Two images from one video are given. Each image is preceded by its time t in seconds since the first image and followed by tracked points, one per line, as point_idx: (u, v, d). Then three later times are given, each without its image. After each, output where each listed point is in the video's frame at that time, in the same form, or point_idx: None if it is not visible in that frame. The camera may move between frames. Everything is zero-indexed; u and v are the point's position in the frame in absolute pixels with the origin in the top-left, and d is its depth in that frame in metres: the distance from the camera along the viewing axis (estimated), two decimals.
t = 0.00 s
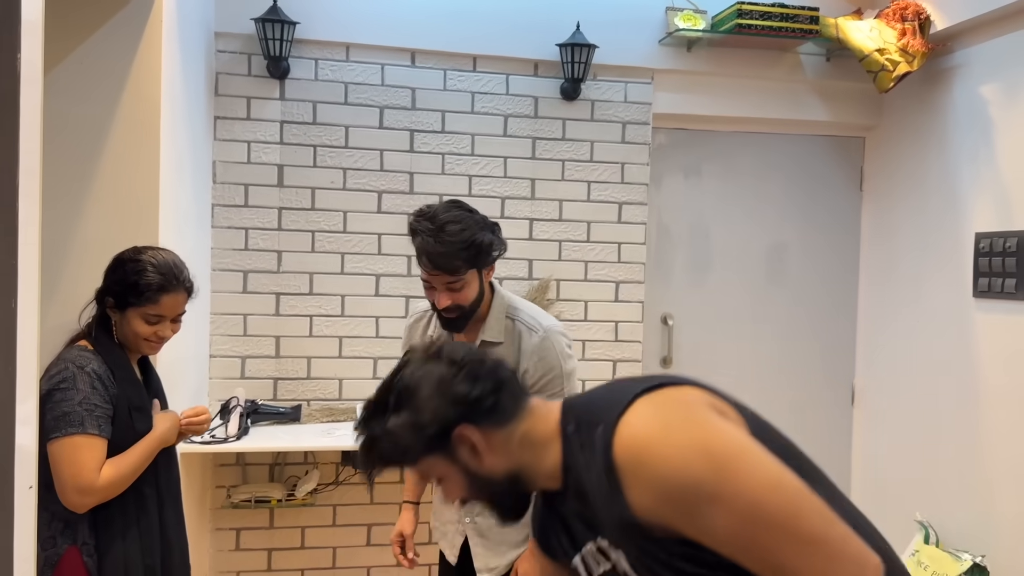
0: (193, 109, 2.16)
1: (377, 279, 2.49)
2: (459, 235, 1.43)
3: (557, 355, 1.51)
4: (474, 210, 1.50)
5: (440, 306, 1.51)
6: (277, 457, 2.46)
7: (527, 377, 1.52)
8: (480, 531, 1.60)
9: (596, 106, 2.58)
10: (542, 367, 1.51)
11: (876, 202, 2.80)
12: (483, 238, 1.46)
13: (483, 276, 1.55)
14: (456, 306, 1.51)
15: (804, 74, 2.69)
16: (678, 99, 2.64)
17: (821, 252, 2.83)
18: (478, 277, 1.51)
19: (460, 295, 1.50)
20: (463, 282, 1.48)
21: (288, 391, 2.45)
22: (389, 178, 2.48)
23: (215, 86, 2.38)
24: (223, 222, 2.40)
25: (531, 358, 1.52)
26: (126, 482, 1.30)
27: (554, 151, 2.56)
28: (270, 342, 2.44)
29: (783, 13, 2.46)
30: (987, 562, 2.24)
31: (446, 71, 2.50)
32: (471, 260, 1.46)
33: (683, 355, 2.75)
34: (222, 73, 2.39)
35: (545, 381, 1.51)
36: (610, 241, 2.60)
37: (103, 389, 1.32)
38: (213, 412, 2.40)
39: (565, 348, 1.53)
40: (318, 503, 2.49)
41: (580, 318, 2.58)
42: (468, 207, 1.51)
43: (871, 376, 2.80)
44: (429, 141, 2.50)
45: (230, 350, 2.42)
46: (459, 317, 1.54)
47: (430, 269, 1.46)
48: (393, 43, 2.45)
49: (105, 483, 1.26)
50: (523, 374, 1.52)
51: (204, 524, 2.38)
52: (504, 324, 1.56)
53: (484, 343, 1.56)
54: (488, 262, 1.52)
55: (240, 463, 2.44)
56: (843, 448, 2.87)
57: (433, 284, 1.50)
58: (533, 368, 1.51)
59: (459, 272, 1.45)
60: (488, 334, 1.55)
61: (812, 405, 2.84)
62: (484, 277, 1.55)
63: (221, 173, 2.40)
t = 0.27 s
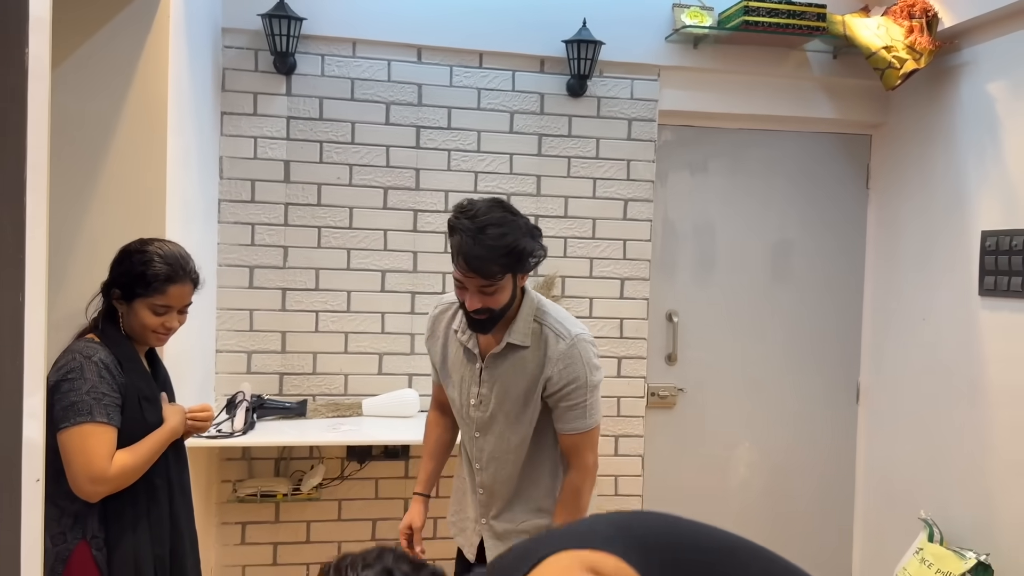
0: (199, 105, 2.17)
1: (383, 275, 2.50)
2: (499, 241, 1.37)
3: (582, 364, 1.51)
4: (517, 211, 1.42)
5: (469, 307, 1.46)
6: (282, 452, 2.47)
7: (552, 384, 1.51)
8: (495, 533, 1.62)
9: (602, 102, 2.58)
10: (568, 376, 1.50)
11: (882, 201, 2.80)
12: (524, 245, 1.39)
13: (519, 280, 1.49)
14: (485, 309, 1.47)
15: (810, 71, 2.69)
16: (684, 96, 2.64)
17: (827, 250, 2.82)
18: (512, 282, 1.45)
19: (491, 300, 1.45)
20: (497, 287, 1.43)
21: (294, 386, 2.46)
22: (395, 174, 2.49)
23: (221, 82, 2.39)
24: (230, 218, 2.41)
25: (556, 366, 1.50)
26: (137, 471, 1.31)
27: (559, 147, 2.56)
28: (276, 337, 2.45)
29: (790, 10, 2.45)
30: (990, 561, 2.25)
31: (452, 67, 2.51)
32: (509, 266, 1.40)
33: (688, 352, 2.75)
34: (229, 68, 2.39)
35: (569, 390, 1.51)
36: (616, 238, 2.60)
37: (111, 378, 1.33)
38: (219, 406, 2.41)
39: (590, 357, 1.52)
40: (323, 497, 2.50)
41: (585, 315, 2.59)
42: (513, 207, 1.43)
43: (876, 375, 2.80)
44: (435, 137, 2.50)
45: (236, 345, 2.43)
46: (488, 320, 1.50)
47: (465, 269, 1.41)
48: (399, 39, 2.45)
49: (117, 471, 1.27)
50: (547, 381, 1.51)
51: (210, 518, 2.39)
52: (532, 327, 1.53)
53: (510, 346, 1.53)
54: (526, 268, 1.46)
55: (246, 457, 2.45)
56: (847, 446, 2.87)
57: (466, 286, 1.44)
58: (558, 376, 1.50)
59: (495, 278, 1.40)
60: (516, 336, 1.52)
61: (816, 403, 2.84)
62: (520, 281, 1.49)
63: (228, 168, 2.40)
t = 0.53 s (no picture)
0: (215, 102, 2.20)
1: (395, 271, 2.52)
2: (518, 225, 1.38)
3: (598, 359, 1.50)
4: (543, 200, 1.44)
5: (486, 291, 1.49)
6: (295, 445, 2.50)
7: (566, 378, 1.51)
8: (507, 523, 1.65)
9: (613, 100, 2.59)
10: (582, 370, 1.50)
11: (893, 200, 2.80)
12: (542, 231, 1.41)
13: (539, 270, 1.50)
14: (502, 295, 1.48)
15: (822, 70, 2.69)
16: (695, 94, 2.65)
17: (837, 248, 2.83)
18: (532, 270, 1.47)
19: (509, 286, 1.47)
20: (515, 273, 1.45)
21: (306, 380, 2.49)
22: (407, 171, 2.51)
23: (236, 79, 2.42)
24: (244, 214, 2.44)
25: (571, 359, 1.50)
26: (160, 461, 1.33)
27: (570, 145, 2.58)
28: (289, 332, 2.47)
29: (802, 8, 2.46)
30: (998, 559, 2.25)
31: (464, 65, 2.52)
32: (528, 252, 1.42)
33: (697, 349, 2.77)
34: (244, 66, 2.42)
35: (584, 385, 1.50)
36: (626, 236, 2.61)
37: (135, 369, 1.36)
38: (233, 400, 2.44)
39: (607, 352, 1.51)
40: (335, 490, 2.53)
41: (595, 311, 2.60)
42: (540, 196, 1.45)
43: (885, 373, 2.80)
44: (447, 135, 2.52)
45: (250, 339, 2.46)
46: (505, 307, 1.51)
47: (486, 252, 1.43)
48: (412, 37, 2.47)
49: (141, 461, 1.30)
50: (562, 373, 1.51)
51: (224, 510, 2.43)
52: (551, 319, 1.54)
53: (528, 336, 1.54)
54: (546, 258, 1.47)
55: (259, 450, 2.48)
56: (855, 445, 2.88)
57: (485, 269, 1.46)
58: (572, 370, 1.50)
59: (513, 262, 1.41)
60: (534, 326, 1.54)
61: (825, 401, 2.85)
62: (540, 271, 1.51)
63: (242, 165, 2.43)
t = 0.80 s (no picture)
0: (233, 100, 2.24)
1: (408, 266, 2.56)
2: (531, 200, 1.50)
3: (606, 343, 1.55)
4: (561, 185, 1.57)
5: (498, 266, 1.58)
6: (309, 437, 2.55)
7: (574, 359, 1.55)
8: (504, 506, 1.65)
9: (625, 98, 2.61)
10: (591, 353, 1.55)
11: (904, 198, 2.81)
12: (553, 208, 1.52)
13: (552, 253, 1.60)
14: (513, 271, 1.57)
15: (834, 68, 2.70)
16: (706, 92, 2.67)
17: (850, 245, 2.84)
18: (543, 249, 1.56)
19: (519, 261, 1.56)
20: (526, 248, 1.55)
21: (321, 373, 2.54)
22: (420, 168, 2.55)
23: (254, 77, 2.46)
24: (261, 209, 2.48)
25: (580, 342, 1.55)
26: (188, 448, 1.38)
27: (582, 142, 2.61)
28: (304, 326, 2.52)
29: (814, 7, 2.47)
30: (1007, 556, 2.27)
31: (478, 63, 2.55)
32: (539, 228, 1.52)
33: (707, 346, 2.79)
34: (262, 64, 2.46)
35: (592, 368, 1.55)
36: (637, 232, 2.63)
37: (160, 358, 1.40)
38: (250, 392, 2.49)
39: (615, 338, 1.57)
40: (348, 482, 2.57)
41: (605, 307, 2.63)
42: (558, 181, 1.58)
43: (895, 371, 2.81)
44: (461, 132, 2.56)
45: (266, 333, 2.51)
46: (516, 285, 1.60)
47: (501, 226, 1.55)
48: (427, 35, 2.50)
49: (169, 448, 1.34)
50: (569, 356, 1.56)
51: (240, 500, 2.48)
52: (565, 304, 1.60)
53: (539, 318, 1.60)
54: (558, 239, 1.57)
55: (275, 441, 2.53)
56: (865, 442, 2.89)
57: (499, 244, 1.58)
58: (580, 352, 1.55)
59: (524, 235, 1.52)
60: (545, 308, 1.59)
61: (835, 398, 2.86)
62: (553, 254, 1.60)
63: (260, 161, 2.48)
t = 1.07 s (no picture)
0: (250, 103, 2.31)
1: (419, 265, 2.62)
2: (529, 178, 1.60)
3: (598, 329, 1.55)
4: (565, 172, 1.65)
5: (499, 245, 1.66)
6: (323, 431, 2.61)
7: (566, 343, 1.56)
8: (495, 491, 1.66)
9: (633, 99, 2.65)
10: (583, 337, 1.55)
11: (911, 197, 2.83)
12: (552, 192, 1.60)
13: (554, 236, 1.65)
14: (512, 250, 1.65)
15: (841, 69, 2.73)
16: (714, 93, 2.70)
17: (859, 246, 2.86)
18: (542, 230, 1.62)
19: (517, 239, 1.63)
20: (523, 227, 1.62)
21: (334, 368, 2.59)
22: (432, 169, 2.60)
23: (270, 81, 2.53)
24: (277, 209, 2.55)
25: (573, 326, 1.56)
26: (200, 438, 1.43)
27: (590, 143, 2.65)
28: (318, 323, 2.58)
29: (820, 9, 2.50)
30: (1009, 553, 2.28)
31: (488, 66, 2.60)
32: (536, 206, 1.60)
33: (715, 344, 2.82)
34: (277, 68, 2.53)
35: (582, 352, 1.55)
36: (644, 232, 2.67)
37: (177, 352, 1.45)
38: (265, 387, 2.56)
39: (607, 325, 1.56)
40: (361, 475, 2.63)
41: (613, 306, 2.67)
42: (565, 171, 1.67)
43: (902, 370, 2.83)
44: (471, 133, 2.61)
45: (281, 329, 2.57)
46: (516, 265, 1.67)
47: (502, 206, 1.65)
48: (438, 39, 2.56)
49: (179, 438, 1.40)
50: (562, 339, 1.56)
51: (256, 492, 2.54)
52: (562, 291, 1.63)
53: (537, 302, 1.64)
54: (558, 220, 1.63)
55: (289, 435, 2.59)
56: (875, 440, 2.91)
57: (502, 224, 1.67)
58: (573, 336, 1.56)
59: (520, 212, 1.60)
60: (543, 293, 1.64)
61: (842, 396, 2.88)
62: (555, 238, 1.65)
63: (275, 163, 2.54)
